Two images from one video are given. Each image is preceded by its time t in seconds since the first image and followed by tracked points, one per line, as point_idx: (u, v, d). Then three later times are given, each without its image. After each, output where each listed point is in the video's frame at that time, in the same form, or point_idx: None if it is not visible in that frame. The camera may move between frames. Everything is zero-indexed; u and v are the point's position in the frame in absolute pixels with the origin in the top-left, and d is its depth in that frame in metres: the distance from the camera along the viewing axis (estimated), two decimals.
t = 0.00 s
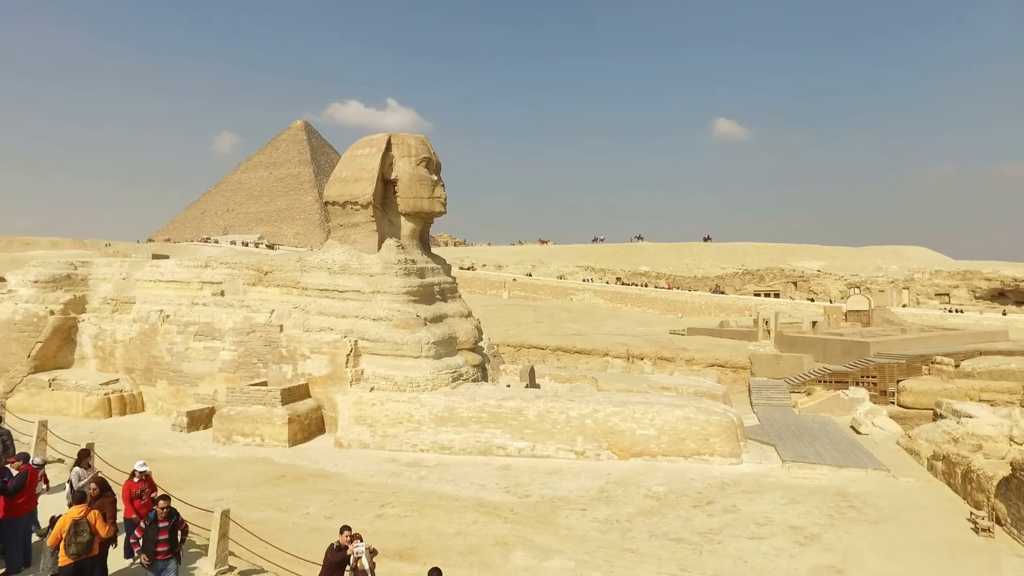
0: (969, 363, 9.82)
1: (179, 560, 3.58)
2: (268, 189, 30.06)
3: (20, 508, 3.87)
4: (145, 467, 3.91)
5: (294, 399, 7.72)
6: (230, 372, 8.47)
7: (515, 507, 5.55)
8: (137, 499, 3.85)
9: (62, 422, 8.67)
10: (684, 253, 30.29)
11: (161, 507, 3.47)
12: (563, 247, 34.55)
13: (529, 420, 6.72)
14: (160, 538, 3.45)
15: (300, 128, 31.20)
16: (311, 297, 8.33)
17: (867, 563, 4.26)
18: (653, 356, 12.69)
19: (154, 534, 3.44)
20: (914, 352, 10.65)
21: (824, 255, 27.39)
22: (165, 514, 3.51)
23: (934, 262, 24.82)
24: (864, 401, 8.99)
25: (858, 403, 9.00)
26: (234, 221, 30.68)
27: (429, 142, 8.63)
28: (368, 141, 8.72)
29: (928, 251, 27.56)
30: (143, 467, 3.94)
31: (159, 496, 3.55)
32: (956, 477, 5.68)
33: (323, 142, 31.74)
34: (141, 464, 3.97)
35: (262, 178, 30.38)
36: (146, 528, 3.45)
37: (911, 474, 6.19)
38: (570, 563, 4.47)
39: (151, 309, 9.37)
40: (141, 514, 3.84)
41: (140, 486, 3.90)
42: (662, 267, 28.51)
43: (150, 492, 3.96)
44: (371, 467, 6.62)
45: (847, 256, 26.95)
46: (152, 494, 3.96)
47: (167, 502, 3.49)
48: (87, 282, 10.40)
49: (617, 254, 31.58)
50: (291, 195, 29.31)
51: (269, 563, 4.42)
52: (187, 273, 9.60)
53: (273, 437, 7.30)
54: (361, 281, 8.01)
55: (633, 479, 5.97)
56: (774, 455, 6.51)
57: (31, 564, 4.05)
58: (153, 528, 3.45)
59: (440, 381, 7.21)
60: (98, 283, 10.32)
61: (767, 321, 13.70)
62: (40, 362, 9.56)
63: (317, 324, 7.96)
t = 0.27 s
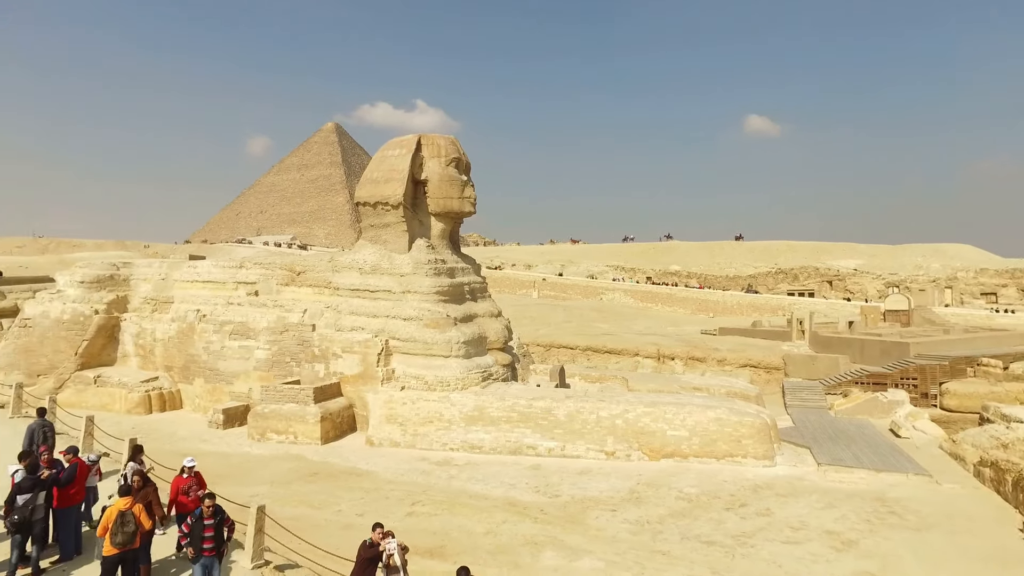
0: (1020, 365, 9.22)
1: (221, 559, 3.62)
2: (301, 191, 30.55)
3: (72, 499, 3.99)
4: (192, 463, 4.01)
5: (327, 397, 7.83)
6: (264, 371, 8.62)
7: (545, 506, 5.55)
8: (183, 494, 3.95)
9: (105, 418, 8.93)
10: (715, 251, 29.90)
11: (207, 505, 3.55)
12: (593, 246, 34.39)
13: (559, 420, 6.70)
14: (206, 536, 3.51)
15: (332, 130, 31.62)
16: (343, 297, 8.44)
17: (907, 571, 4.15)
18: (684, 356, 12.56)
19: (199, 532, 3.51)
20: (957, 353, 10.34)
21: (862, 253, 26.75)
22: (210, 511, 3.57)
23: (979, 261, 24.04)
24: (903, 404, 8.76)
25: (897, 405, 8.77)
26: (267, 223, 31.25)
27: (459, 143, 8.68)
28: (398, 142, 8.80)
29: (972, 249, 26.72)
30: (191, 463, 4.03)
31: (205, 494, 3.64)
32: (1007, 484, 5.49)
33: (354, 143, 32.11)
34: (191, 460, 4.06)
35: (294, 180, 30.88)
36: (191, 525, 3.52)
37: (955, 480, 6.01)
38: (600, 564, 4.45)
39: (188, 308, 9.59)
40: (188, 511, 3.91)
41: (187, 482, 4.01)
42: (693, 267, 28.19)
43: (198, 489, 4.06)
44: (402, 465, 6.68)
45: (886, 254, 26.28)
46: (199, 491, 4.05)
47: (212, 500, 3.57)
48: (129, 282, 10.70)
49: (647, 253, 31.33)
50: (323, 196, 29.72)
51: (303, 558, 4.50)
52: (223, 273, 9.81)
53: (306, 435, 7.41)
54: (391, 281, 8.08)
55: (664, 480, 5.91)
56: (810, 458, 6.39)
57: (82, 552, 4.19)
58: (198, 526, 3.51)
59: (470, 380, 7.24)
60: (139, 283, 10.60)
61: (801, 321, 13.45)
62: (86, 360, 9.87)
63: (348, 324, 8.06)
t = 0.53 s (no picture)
0: None
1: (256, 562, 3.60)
2: (329, 192, 30.93)
3: (113, 491, 4.09)
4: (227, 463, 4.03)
5: (355, 396, 7.91)
6: (294, 369, 8.75)
7: (572, 507, 5.54)
8: (222, 495, 3.99)
9: (141, 415, 9.15)
10: (744, 250, 29.52)
11: (240, 509, 3.51)
12: (620, 246, 34.21)
13: (586, 420, 6.68)
14: (240, 540, 3.48)
15: (359, 131, 31.94)
16: (371, 297, 8.52)
17: None
18: (712, 356, 12.42)
19: (234, 536, 3.48)
20: (997, 355, 10.05)
21: (897, 252, 26.16)
22: (244, 515, 3.54)
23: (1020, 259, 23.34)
24: (942, 407, 8.54)
25: (935, 409, 8.54)
26: (296, 224, 31.72)
27: (485, 143, 8.70)
28: (425, 143, 8.85)
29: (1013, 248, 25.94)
30: (226, 463, 4.07)
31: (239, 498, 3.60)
32: None
33: (380, 144, 32.39)
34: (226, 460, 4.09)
35: (323, 181, 31.29)
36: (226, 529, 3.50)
37: (997, 487, 5.83)
38: (627, 565, 4.43)
39: (220, 308, 9.77)
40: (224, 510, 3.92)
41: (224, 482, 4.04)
42: (721, 266, 27.87)
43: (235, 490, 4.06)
44: (429, 464, 6.72)
45: (922, 252, 25.66)
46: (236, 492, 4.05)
47: (245, 504, 3.53)
48: (164, 282, 10.94)
49: (675, 252, 31.06)
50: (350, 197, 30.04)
51: (332, 555, 4.56)
52: (253, 273, 9.98)
53: (335, 433, 7.50)
54: (419, 281, 8.14)
55: (692, 482, 5.85)
56: (842, 461, 6.27)
57: (123, 543, 4.29)
58: (232, 530, 3.49)
59: (497, 380, 7.26)
60: (173, 283, 10.83)
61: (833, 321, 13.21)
62: (123, 358, 10.13)
63: (376, 323, 8.13)
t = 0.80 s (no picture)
0: None
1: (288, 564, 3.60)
2: (357, 193, 31.26)
3: (151, 485, 4.18)
4: (258, 465, 4.00)
5: (383, 395, 7.99)
6: (323, 368, 8.85)
7: (599, 507, 5.51)
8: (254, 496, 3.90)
9: (175, 412, 9.35)
10: (774, 249, 29.09)
11: (269, 512, 3.51)
12: (647, 245, 33.97)
13: (613, 420, 6.65)
14: (270, 543, 3.48)
15: (386, 132, 32.22)
16: (398, 297, 8.59)
17: None
18: (741, 357, 12.26)
19: (263, 539, 3.48)
20: None
21: (933, 250, 25.53)
22: (273, 518, 3.54)
23: None
24: (984, 410, 8.19)
25: (977, 413, 8.21)
26: (324, 224, 32.12)
27: (511, 143, 8.71)
28: (451, 143, 8.89)
29: None
30: (257, 465, 4.03)
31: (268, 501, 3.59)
32: None
33: (407, 145, 32.63)
34: (258, 463, 4.05)
35: (350, 182, 31.64)
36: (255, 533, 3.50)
37: None
38: (655, 567, 4.39)
39: (251, 308, 9.94)
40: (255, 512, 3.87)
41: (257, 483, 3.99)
42: (750, 265, 27.50)
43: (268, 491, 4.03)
44: (456, 463, 6.75)
45: (960, 250, 24.99)
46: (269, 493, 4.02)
47: (273, 507, 3.53)
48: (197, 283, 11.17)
49: (703, 251, 30.74)
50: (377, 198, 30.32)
51: (360, 551, 4.61)
52: (283, 274, 10.13)
53: (363, 432, 7.57)
54: (446, 281, 8.18)
55: (721, 484, 5.78)
56: (877, 465, 6.13)
57: (161, 537, 4.38)
58: (261, 534, 3.49)
59: (523, 380, 7.26)
60: (205, 283, 11.05)
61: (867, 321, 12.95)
62: (159, 357, 10.37)
63: (403, 323, 8.20)
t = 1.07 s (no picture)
0: None
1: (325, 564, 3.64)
2: (389, 194, 31.58)
3: (191, 480, 4.28)
4: (295, 468, 3.91)
5: (415, 395, 8.05)
6: (356, 368, 8.96)
7: (631, 509, 5.47)
8: (292, 499, 3.80)
9: (213, 410, 9.56)
10: (811, 247, 28.50)
11: (304, 513, 3.54)
12: (679, 244, 33.59)
13: (645, 421, 6.59)
14: (307, 545, 3.52)
15: (417, 134, 32.47)
16: (430, 297, 8.65)
17: None
18: (776, 358, 12.04)
19: (301, 540, 3.51)
20: None
21: (979, 248, 24.71)
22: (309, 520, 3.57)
23: None
24: None
25: None
26: (357, 225, 32.53)
27: (542, 142, 8.69)
28: (482, 144, 8.91)
29: None
30: (293, 467, 3.95)
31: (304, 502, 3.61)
32: None
33: (438, 146, 32.83)
34: (293, 464, 3.97)
35: (382, 183, 31.99)
36: (293, 534, 3.53)
37: None
38: (689, 571, 4.34)
39: (286, 308, 10.11)
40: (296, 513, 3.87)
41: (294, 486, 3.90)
42: (786, 264, 26.99)
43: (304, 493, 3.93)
44: (487, 463, 6.76)
45: (1008, 248, 24.14)
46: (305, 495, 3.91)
47: (310, 508, 3.56)
48: (234, 283, 11.40)
49: (737, 250, 30.28)
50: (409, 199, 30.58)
51: (393, 548, 4.66)
52: (317, 275, 10.28)
53: (396, 431, 7.64)
54: (477, 281, 8.21)
55: (756, 487, 5.68)
56: (920, 470, 5.95)
57: (201, 530, 4.49)
58: (299, 535, 3.51)
59: (555, 380, 7.25)
60: (242, 284, 11.28)
61: (909, 322, 12.59)
62: (197, 355, 10.62)
63: (435, 323, 8.25)
